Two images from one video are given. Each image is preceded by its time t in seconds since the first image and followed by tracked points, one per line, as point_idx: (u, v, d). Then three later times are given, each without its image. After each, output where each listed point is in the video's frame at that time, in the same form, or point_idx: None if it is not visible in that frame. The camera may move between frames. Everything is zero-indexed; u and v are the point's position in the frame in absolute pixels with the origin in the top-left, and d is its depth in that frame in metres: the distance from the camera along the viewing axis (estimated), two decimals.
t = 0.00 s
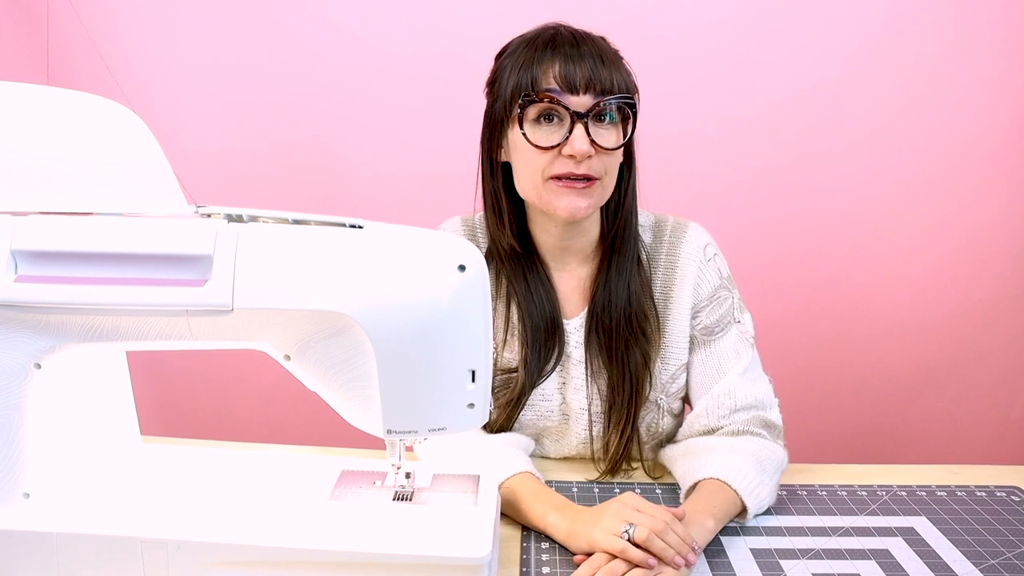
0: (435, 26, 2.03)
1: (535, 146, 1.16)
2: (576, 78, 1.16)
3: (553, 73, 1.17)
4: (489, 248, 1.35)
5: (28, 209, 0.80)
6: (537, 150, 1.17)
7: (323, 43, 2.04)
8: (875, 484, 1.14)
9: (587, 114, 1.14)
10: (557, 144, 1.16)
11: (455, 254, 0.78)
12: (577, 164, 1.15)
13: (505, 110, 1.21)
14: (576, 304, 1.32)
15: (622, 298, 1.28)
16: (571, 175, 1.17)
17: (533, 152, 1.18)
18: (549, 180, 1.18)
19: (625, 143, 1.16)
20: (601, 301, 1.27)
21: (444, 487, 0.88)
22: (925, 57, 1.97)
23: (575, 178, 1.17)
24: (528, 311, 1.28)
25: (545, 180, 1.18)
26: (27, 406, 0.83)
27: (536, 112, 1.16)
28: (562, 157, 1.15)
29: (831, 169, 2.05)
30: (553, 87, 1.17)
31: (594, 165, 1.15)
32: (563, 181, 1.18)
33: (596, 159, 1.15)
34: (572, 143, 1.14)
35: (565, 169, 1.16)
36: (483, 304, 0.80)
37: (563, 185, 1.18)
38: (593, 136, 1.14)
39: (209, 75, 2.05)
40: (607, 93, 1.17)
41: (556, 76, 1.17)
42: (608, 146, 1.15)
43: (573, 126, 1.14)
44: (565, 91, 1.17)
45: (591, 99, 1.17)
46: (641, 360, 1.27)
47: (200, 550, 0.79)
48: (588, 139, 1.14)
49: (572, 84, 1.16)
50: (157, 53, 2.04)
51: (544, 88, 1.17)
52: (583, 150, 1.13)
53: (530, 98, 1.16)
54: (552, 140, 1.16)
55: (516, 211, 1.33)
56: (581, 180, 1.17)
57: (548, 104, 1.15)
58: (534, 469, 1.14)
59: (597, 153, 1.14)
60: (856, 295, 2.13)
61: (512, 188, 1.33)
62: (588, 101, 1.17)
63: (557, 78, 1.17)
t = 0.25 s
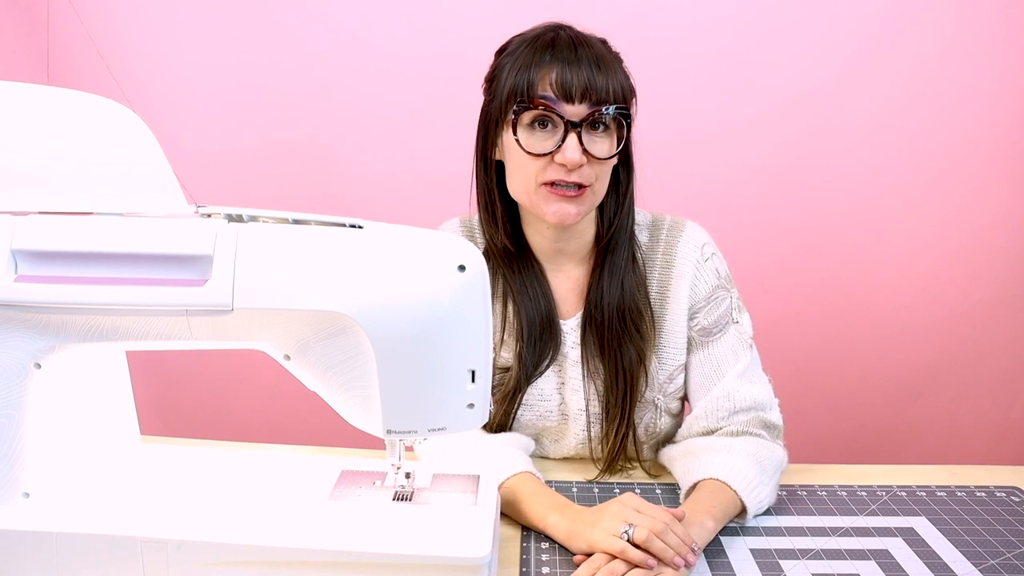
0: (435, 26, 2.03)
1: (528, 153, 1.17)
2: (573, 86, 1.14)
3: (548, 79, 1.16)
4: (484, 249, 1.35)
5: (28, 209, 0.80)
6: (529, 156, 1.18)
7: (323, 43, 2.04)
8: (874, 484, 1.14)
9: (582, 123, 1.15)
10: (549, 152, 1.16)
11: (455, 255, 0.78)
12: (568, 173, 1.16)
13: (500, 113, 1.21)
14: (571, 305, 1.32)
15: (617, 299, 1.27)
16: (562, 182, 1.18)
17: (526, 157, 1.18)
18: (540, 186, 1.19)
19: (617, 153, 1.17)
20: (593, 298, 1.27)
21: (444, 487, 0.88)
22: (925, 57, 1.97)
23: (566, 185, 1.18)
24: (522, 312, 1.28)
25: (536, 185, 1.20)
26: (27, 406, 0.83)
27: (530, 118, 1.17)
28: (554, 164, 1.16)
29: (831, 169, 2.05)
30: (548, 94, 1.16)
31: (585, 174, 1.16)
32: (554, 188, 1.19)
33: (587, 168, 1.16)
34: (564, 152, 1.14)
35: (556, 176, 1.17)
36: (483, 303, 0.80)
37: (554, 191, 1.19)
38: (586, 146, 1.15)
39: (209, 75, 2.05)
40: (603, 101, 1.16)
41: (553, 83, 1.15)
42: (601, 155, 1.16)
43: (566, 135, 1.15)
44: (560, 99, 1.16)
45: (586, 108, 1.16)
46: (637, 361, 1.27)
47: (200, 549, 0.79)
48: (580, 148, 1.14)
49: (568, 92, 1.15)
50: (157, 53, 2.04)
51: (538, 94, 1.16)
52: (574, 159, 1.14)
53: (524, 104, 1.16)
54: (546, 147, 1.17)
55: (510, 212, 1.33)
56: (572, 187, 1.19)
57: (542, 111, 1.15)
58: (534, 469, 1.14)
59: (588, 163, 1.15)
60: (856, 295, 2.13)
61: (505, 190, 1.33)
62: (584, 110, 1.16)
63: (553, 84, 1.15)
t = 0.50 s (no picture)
0: (435, 26, 2.03)
1: (522, 157, 1.18)
2: (570, 92, 1.14)
3: (545, 85, 1.15)
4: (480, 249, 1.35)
5: (27, 210, 0.80)
6: (523, 160, 1.18)
7: (322, 43, 2.04)
8: (875, 484, 1.14)
9: (576, 130, 1.15)
10: (543, 157, 1.17)
11: (455, 255, 0.78)
12: (562, 179, 1.17)
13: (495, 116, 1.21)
14: (566, 305, 1.32)
15: (614, 301, 1.27)
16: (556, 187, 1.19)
17: (520, 161, 1.19)
18: (533, 190, 1.20)
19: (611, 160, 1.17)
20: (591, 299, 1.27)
21: (444, 487, 0.88)
22: (926, 56, 1.97)
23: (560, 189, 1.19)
24: (520, 312, 1.28)
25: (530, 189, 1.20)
26: (26, 407, 0.83)
27: (525, 122, 1.17)
28: (548, 170, 1.17)
29: (831, 169, 2.05)
30: (545, 99, 1.16)
31: (578, 180, 1.17)
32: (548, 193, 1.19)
33: (581, 175, 1.16)
34: (557, 159, 1.15)
35: (550, 181, 1.18)
36: (483, 303, 0.80)
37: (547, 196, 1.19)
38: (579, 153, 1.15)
39: (209, 75, 2.05)
40: (598, 109, 1.16)
41: (549, 88, 1.15)
42: (594, 163, 1.16)
43: (561, 142, 1.15)
44: (556, 105, 1.15)
45: (582, 114, 1.16)
46: (635, 362, 1.27)
47: (200, 550, 0.79)
48: (574, 155, 1.15)
49: (563, 98, 1.15)
50: (157, 53, 2.04)
51: (534, 100, 1.16)
52: (567, 166, 1.15)
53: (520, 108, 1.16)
54: (540, 153, 1.17)
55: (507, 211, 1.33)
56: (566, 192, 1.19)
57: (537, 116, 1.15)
58: (532, 469, 1.14)
59: (582, 169, 1.16)
60: (856, 295, 2.13)
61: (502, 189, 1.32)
62: (580, 116, 1.16)
63: (549, 90, 1.15)
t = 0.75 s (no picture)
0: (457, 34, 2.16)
1: (569, 140, 1.32)
2: (600, 80, 1.33)
3: (579, 77, 1.34)
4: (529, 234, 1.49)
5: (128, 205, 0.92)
6: (572, 144, 1.32)
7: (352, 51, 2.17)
8: (870, 449, 1.26)
9: (613, 108, 1.29)
10: (590, 137, 1.31)
11: (501, 239, 0.90)
12: (608, 152, 1.31)
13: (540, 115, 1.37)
14: (609, 285, 1.46)
15: (649, 278, 1.41)
16: (604, 162, 1.32)
17: (568, 144, 1.33)
18: (586, 170, 1.33)
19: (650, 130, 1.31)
20: (637, 279, 1.41)
21: (489, 445, 1.01)
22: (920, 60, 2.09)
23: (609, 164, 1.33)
24: (568, 290, 1.42)
25: (583, 170, 1.34)
26: (127, 376, 0.96)
27: (568, 113, 1.32)
28: (595, 147, 1.31)
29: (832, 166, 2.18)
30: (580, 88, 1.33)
31: (625, 152, 1.31)
32: (598, 170, 1.33)
33: (626, 146, 1.30)
34: (603, 134, 1.29)
35: (599, 157, 1.31)
36: (524, 281, 0.92)
37: (600, 173, 1.33)
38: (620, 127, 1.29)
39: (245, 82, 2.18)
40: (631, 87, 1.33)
41: (582, 79, 1.33)
42: (635, 134, 1.30)
43: (602, 120, 1.30)
44: (592, 91, 1.33)
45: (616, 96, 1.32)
46: (669, 334, 1.42)
47: (283, 496, 0.91)
48: (618, 129, 1.29)
49: (597, 85, 1.33)
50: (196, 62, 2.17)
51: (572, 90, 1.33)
52: (614, 138, 1.29)
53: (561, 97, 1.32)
54: (584, 134, 1.32)
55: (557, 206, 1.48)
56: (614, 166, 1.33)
57: (579, 103, 1.31)
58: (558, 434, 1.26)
59: (626, 141, 1.30)
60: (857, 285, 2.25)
61: (551, 185, 1.47)
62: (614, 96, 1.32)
63: (583, 81, 1.33)
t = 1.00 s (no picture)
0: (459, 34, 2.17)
1: (571, 138, 1.32)
2: (602, 78, 1.33)
3: (580, 75, 1.34)
4: (533, 233, 1.50)
5: (130, 204, 0.92)
6: (574, 141, 1.33)
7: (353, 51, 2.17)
8: (873, 449, 1.26)
9: (615, 106, 1.30)
10: (591, 135, 1.32)
11: (504, 238, 0.90)
12: (610, 150, 1.31)
13: (543, 113, 1.38)
14: (614, 285, 1.47)
15: (653, 278, 1.42)
16: (606, 161, 1.32)
17: (570, 143, 1.33)
18: (588, 168, 1.33)
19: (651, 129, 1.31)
20: (643, 279, 1.41)
21: (492, 444, 1.01)
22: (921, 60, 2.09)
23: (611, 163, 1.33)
24: (571, 287, 1.42)
25: (585, 168, 1.33)
26: (129, 374, 0.96)
27: (570, 111, 1.32)
28: (596, 145, 1.31)
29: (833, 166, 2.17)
30: (582, 87, 1.34)
31: (626, 150, 1.31)
32: (601, 168, 1.33)
33: (627, 144, 1.30)
34: (603, 132, 1.29)
35: (600, 155, 1.31)
36: (527, 280, 0.92)
37: (602, 171, 1.33)
38: (621, 125, 1.30)
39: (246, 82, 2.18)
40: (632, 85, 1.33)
41: (584, 77, 1.34)
42: (636, 132, 1.30)
43: (603, 118, 1.30)
44: (593, 89, 1.33)
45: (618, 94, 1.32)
46: (674, 334, 1.42)
47: (285, 496, 0.91)
48: (618, 127, 1.29)
49: (599, 83, 1.33)
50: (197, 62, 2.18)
51: (574, 89, 1.34)
52: (614, 136, 1.29)
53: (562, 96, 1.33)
54: (586, 132, 1.32)
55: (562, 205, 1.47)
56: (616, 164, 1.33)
57: (581, 101, 1.31)
58: (561, 434, 1.26)
59: (626, 139, 1.30)
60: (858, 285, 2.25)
61: (556, 184, 1.47)
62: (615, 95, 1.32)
63: (584, 78, 1.34)
